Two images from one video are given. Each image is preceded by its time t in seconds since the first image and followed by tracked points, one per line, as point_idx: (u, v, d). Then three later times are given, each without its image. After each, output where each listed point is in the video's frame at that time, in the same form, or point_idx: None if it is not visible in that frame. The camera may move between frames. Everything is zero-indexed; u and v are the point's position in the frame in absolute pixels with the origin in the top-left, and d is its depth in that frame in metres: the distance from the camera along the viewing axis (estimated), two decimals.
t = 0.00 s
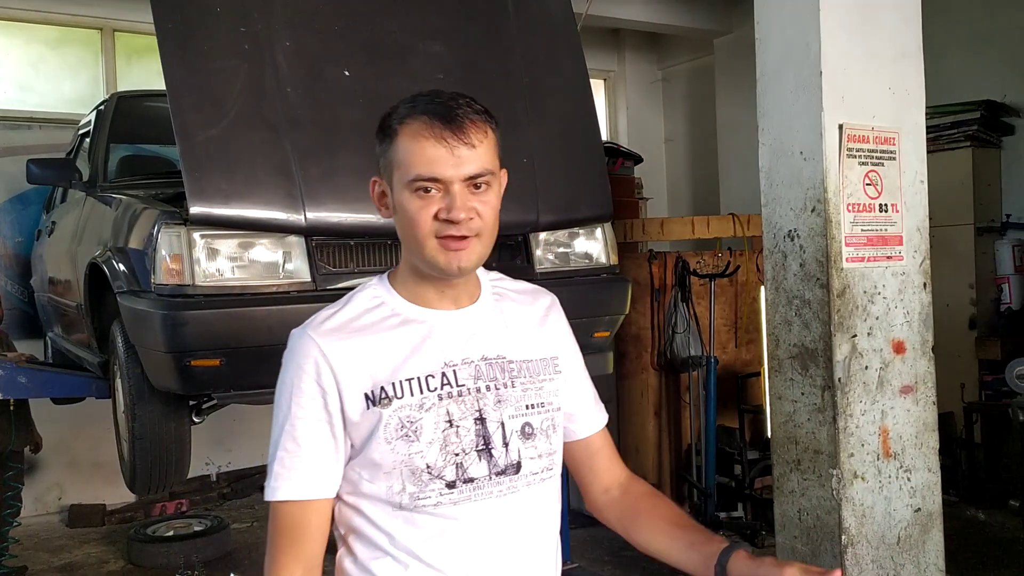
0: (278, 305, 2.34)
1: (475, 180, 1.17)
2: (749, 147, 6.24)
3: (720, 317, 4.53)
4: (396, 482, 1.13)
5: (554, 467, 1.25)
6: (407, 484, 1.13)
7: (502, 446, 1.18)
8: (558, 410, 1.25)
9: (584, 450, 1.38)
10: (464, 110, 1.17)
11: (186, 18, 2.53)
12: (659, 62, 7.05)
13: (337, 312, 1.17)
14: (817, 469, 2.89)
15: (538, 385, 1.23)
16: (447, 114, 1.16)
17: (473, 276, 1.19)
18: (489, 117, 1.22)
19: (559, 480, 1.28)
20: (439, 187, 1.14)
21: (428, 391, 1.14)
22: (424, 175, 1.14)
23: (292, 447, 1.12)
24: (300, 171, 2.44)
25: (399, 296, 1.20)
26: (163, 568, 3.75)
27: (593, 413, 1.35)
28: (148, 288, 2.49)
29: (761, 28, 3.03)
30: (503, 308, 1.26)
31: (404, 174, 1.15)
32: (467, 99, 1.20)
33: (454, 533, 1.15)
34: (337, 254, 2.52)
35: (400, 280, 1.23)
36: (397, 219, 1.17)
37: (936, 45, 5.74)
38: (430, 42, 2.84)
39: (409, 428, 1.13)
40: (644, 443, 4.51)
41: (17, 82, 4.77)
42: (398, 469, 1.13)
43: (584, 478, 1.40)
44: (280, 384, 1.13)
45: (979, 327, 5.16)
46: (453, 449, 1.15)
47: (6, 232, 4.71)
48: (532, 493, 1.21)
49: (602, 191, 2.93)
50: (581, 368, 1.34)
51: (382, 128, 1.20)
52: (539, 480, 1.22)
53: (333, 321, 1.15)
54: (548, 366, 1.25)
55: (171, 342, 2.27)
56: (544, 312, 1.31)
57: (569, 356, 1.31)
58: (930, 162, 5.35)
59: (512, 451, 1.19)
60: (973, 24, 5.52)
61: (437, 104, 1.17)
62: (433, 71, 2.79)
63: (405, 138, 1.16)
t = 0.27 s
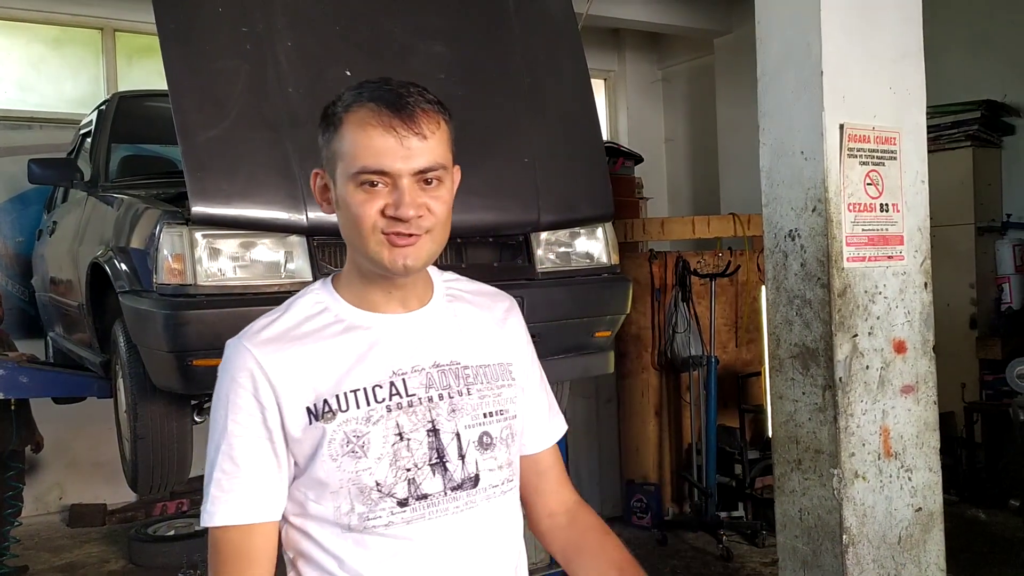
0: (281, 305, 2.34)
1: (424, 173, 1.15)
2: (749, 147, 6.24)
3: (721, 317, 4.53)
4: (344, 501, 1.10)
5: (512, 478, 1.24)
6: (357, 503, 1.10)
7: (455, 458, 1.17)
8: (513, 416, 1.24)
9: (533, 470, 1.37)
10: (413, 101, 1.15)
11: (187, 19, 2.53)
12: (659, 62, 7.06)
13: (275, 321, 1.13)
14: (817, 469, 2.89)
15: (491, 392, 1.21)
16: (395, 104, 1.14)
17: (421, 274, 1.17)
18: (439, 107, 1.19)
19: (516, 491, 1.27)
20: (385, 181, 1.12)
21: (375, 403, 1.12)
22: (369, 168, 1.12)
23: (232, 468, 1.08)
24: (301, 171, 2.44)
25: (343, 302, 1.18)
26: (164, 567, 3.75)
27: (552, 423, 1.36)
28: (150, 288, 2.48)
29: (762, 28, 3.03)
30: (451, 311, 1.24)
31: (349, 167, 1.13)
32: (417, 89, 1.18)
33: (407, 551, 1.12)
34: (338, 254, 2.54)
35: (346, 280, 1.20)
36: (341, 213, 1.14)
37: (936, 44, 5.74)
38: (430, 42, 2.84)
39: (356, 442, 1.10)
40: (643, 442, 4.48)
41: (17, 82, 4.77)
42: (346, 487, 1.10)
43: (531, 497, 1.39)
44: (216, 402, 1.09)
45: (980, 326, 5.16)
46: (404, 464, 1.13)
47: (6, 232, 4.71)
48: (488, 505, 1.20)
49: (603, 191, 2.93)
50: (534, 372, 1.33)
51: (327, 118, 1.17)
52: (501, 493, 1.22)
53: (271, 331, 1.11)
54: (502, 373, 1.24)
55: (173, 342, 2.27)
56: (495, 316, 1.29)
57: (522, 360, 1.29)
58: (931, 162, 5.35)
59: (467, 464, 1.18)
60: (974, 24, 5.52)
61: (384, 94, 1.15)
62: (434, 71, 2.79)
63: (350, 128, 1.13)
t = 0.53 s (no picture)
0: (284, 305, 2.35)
1: (387, 173, 1.12)
2: (751, 147, 6.25)
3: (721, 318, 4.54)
4: (306, 515, 1.09)
5: (491, 487, 1.19)
6: (318, 517, 1.09)
7: (420, 470, 1.13)
8: (489, 421, 1.19)
9: (525, 470, 1.33)
10: (376, 98, 1.13)
11: (190, 19, 2.53)
12: (659, 62, 7.06)
13: (237, 332, 1.14)
14: (821, 469, 2.89)
15: (462, 398, 1.17)
16: (357, 102, 1.11)
17: (386, 278, 1.14)
18: (403, 104, 1.17)
19: (499, 498, 1.21)
20: (347, 181, 1.10)
21: (332, 415, 1.09)
22: (329, 168, 1.09)
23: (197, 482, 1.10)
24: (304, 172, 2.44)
25: (306, 309, 1.17)
26: (166, 567, 3.75)
27: (550, 418, 1.32)
28: (153, 288, 2.48)
29: (765, 28, 3.03)
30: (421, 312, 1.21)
31: (307, 167, 1.10)
32: (381, 86, 1.16)
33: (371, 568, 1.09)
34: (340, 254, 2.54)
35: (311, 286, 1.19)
36: (299, 216, 1.12)
37: (937, 45, 5.75)
38: (433, 43, 2.84)
39: (313, 457, 1.08)
40: (645, 443, 4.48)
41: (18, 82, 4.77)
42: (305, 502, 1.08)
43: (522, 497, 1.35)
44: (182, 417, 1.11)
45: (982, 327, 5.17)
46: (364, 477, 1.10)
47: (8, 232, 4.71)
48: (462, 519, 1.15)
49: (606, 192, 2.94)
50: (519, 369, 1.28)
51: (283, 116, 1.14)
52: (477, 503, 1.17)
53: (229, 344, 1.12)
54: (478, 377, 1.20)
55: (177, 343, 2.27)
56: (472, 314, 1.25)
57: (502, 360, 1.24)
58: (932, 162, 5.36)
59: (435, 475, 1.13)
60: (975, 24, 5.53)
61: (346, 91, 1.13)
62: (437, 72, 2.79)
63: (307, 127, 1.11)
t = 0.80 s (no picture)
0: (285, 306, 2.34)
1: (373, 174, 1.10)
2: (752, 148, 6.25)
3: (723, 318, 4.54)
4: (291, 524, 1.09)
5: (484, 500, 1.15)
6: (302, 527, 1.09)
7: (405, 484, 1.10)
8: (481, 432, 1.15)
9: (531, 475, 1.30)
10: (359, 95, 1.10)
11: (193, 21, 2.53)
12: (661, 63, 7.06)
13: (227, 336, 1.14)
14: (822, 470, 2.89)
15: (451, 408, 1.14)
16: (339, 99, 1.09)
17: (376, 282, 1.12)
18: (388, 99, 1.14)
19: (494, 511, 1.17)
20: (332, 183, 1.08)
21: (315, 425, 1.08)
22: (313, 170, 1.07)
23: (188, 485, 1.12)
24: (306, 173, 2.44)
25: (295, 314, 1.16)
26: (168, 568, 3.75)
27: (560, 427, 1.29)
28: (156, 288, 2.48)
29: (767, 29, 3.03)
30: (413, 315, 1.18)
31: (290, 170, 1.08)
32: (365, 82, 1.13)
33: None
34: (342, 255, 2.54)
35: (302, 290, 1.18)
36: (284, 219, 1.10)
37: (939, 46, 5.75)
38: (435, 44, 2.84)
39: (296, 467, 1.08)
40: (646, 443, 4.49)
41: (20, 83, 4.77)
42: (290, 512, 1.09)
43: (527, 501, 1.33)
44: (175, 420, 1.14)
45: (984, 327, 5.17)
46: (346, 490, 1.08)
47: (9, 233, 4.71)
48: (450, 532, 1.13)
49: (607, 192, 2.94)
50: (520, 376, 1.23)
51: (264, 116, 1.12)
52: (466, 518, 1.13)
53: (217, 349, 1.12)
54: (471, 386, 1.16)
55: (179, 343, 2.26)
56: (471, 317, 1.20)
57: (498, 367, 1.20)
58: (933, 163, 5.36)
59: (419, 490, 1.11)
60: (976, 26, 5.53)
61: (327, 89, 1.10)
62: (439, 73, 2.79)
63: (289, 127, 1.08)
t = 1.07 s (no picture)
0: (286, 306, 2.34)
1: (387, 167, 1.09)
2: (752, 149, 6.25)
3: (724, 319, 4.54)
4: (290, 527, 1.09)
5: (490, 510, 1.15)
6: (302, 531, 1.08)
7: (409, 489, 1.10)
8: (488, 439, 1.15)
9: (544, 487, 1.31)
10: (372, 85, 1.09)
11: (194, 20, 2.53)
12: (661, 64, 7.06)
13: (231, 331, 1.14)
14: (823, 471, 2.89)
15: (459, 412, 1.14)
16: (353, 89, 1.08)
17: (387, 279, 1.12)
18: (401, 90, 1.14)
19: (500, 522, 1.16)
20: (345, 176, 1.07)
21: (319, 426, 1.08)
22: (326, 161, 1.06)
23: (186, 483, 1.12)
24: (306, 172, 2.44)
25: (302, 311, 1.15)
26: (167, 568, 3.75)
27: (572, 437, 1.30)
28: (156, 288, 2.48)
29: (768, 30, 3.03)
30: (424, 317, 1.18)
31: (301, 161, 1.07)
32: (378, 72, 1.12)
33: None
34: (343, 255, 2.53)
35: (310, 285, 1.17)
36: (294, 212, 1.09)
37: (939, 48, 5.75)
38: (436, 44, 2.84)
39: (298, 469, 1.07)
40: (647, 444, 4.49)
41: (21, 83, 4.77)
42: (290, 514, 1.08)
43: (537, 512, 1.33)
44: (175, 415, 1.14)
45: (984, 329, 5.17)
46: (349, 494, 1.08)
47: (9, 233, 4.70)
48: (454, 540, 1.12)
49: (608, 193, 2.93)
50: (531, 382, 1.23)
51: (274, 106, 1.11)
52: (472, 528, 1.13)
53: (222, 345, 1.12)
54: (482, 390, 1.16)
55: (179, 343, 2.26)
56: (483, 320, 1.20)
57: (509, 371, 1.19)
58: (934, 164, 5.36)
59: (424, 496, 1.10)
60: (977, 27, 5.53)
61: (341, 78, 1.09)
62: (439, 74, 2.79)
63: (301, 117, 1.07)
